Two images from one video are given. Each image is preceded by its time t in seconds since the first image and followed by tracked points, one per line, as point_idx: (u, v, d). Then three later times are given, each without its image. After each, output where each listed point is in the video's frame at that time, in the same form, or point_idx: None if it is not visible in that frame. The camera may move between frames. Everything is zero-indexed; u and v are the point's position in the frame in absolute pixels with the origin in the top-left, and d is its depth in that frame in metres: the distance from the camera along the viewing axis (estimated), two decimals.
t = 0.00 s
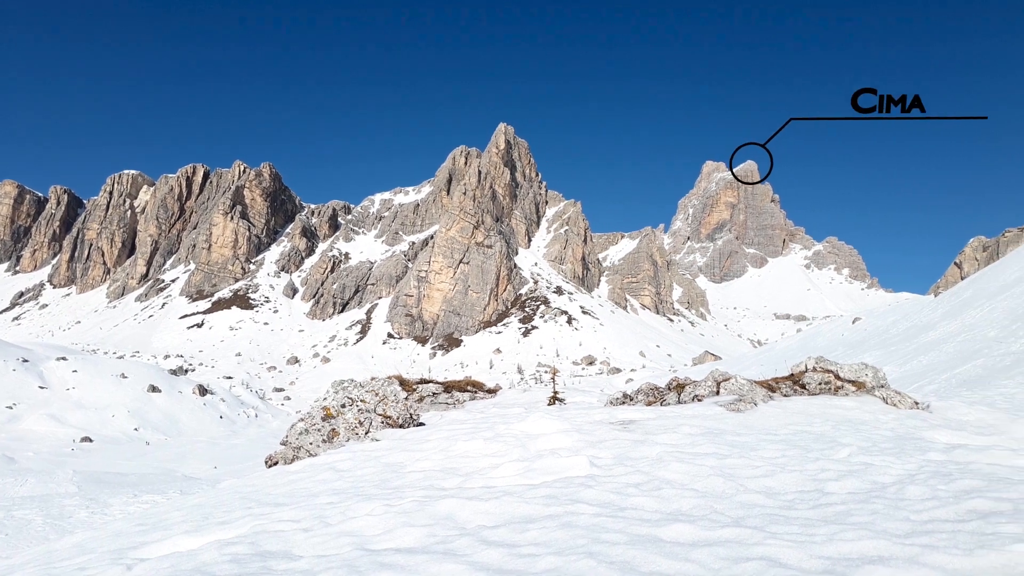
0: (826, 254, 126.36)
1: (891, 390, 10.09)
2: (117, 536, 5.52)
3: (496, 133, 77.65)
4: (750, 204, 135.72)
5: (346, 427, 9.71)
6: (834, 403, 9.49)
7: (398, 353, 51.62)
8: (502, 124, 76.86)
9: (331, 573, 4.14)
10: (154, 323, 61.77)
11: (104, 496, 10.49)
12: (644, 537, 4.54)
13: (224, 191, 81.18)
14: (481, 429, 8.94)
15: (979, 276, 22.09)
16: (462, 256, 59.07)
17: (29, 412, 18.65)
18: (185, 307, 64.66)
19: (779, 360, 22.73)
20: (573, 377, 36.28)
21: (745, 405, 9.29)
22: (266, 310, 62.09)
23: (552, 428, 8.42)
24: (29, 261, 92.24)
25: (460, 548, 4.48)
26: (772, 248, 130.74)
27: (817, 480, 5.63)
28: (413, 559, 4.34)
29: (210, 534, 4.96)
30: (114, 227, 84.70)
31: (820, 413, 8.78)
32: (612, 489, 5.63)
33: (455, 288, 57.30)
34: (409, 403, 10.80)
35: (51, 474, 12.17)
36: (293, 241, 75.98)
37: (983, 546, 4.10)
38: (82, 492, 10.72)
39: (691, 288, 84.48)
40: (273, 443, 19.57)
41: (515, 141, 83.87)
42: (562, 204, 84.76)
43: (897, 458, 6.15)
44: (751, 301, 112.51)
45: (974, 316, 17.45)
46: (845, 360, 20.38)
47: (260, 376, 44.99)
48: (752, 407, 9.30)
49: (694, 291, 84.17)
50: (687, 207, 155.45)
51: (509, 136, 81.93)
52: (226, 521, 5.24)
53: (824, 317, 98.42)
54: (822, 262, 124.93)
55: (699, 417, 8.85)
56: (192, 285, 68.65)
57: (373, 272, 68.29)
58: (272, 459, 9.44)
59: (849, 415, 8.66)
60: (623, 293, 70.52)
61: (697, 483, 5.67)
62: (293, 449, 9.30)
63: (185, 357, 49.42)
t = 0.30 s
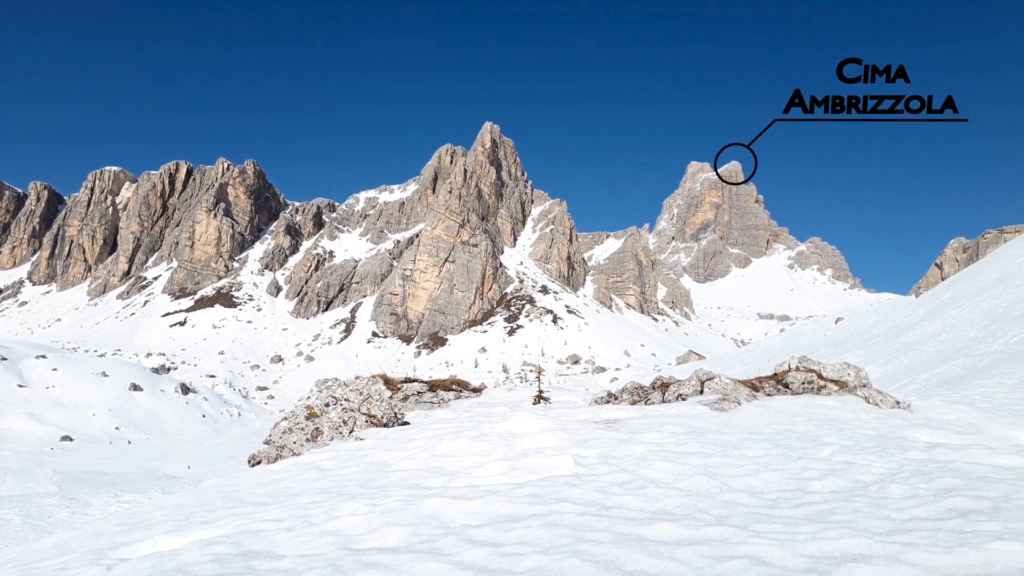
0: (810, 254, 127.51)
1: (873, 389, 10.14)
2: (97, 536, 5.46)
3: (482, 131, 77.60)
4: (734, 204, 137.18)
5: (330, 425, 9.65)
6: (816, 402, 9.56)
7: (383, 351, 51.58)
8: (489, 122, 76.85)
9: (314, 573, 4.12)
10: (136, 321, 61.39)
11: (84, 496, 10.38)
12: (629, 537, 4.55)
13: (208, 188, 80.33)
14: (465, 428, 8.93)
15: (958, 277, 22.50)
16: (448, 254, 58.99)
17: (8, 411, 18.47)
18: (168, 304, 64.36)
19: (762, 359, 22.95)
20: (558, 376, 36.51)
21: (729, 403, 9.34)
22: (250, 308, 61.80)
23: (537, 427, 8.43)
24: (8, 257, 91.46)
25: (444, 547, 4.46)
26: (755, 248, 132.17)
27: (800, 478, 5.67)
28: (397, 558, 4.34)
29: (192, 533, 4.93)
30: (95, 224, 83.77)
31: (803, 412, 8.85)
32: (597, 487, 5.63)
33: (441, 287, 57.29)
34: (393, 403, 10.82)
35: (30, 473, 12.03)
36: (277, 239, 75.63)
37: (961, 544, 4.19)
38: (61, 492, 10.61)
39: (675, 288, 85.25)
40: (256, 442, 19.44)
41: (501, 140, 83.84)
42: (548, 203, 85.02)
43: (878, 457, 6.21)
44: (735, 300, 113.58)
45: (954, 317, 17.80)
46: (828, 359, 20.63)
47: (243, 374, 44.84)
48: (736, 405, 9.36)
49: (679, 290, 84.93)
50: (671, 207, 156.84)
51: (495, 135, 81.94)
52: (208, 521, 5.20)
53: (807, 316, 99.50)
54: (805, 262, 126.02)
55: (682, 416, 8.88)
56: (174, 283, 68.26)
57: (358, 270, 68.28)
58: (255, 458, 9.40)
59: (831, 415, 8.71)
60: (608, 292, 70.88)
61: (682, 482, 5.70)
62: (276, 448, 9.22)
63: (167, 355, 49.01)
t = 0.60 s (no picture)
0: (794, 254, 127.92)
1: (856, 389, 10.19)
2: (77, 536, 5.39)
3: (468, 130, 77.52)
4: (719, 204, 138.70)
5: (314, 424, 9.59)
6: (799, 402, 9.61)
7: (367, 350, 51.54)
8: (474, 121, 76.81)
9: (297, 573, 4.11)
10: (117, 318, 61.00)
11: (63, 496, 10.28)
12: (614, 535, 4.56)
13: (191, 185, 79.49)
14: (450, 427, 8.91)
15: (938, 278, 22.91)
16: (433, 253, 58.99)
17: None
18: (150, 302, 63.99)
19: (746, 358, 23.18)
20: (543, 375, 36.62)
21: (713, 402, 9.37)
22: (233, 306, 61.49)
23: (522, 426, 8.43)
24: None
25: (429, 546, 4.47)
26: (740, 248, 133.25)
27: (783, 477, 5.70)
28: (381, 557, 4.33)
29: (174, 533, 4.89)
30: (76, 220, 83.01)
31: (786, 411, 8.90)
32: (581, 486, 5.64)
33: (426, 285, 57.28)
34: (378, 402, 10.83)
35: (9, 471, 11.88)
36: (261, 237, 75.16)
37: (941, 542, 4.24)
38: (42, 491, 10.50)
39: (660, 287, 85.98)
40: (239, 440, 19.32)
41: (487, 139, 83.84)
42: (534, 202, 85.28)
43: (861, 456, 6.25)
44: (719, 300, 114.75)
45: (935, 316, 18.18)
46: (812, 358, 20.88)
47: (226, 373, 44.69)
48: (720, 405, 9.39)
49: (663, 290, 85.69)
50: (657, 207, 158.41)
51: (481, 134, 81.92)
52: (190, 520, 5.16)
53: (790, 316, 100.60)
54: (789, 262, 126.76)
55: (667, 415, 8.93)
56: (156, 280, 67.83)
57: (342, 268, 68.15)
58: (238, 457, 9.41)
59: (814, 414, 8.77)
60: (593, 291, 71.18)
61: (666, 480, 5.72)
62: (259, 447, 9.21)
63: (149, 353, 48.67)
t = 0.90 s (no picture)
0: (777, 253, 128.89)
1: (837, 387, 10.30)
2: (55, 536, 5.32)
3: (453, 128, 77.39)
4: (704, 204, 140.61)
5: (297, 423, 9.55)
6: (782, 400, 9.69)
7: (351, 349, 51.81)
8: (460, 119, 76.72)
9: (279, 572, 4.08)
10: (98, 315, 60.60)
11: (43, 495, 10.21)
12: (598, 533, 4.57)
13: (174, 181, 78.59)
14: (434, 425, 8.88)
15: (918, 279, 23.33)
16: (418, 251, 59.04)
17: None
18: (132, 299, 63.60)
19: (729, 357, 23.47)
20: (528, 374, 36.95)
21: (697, 401, 9.43)
22: (216, 304, 61.14)
23: (506, 424, 8.42)
24: None
25: (413, 545, 4.46)
26: (724, 247, 135.46)
27: (765, 475, 5.74)
28: (364, 556, 4.31)
29: (155, 532, 4.85)
30: (57, 216, 82.04)
31: (769, 410, 8.97)
32: (565, 484, 5.66)
33: (411, 283, 57.40)
34: (362, 400, 10.74)
35: None
36: (245, 234, 74.51)
37: (921, 539, 4.28)
38: (21, 490, 10.40)
39: (644, 286, 86.86)
40: (223, 439, 19.29)
41: (473, 137, 83.81)
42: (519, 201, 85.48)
43: (843, 454, 6.30)
44: (704, 300, 115.45)
45: (915, 317, 18.63)
46: (795, 357, 21.19)
47: (208, 371, 44.54)
48: (704, 403, 9.45)
49: (647, 289, 86.56)
50: (642, 206, 160.65)
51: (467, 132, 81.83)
52: (171, 519, 5.12)
53: (773, 316, 101.64)
54: (772, 261, 127.97)
55: (651, 413, 8.97)
56: (138, 277, 67.26)
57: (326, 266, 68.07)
58: (220, 455, 9.34)
59: (797, 412, 8.84)
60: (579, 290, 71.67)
61: (650, 479, 5.73)
62: (242, 445, 9.18)
63: (130, 351, 48.48)
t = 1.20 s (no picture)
0: (760, 253, 133.41)
1: (819, 385, 10.39)
2: (34, 535, 5.26)
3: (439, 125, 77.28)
4: (688, 203, 145.21)
5: (280, 420, 9.49)
6: (764, 398, 9.75)
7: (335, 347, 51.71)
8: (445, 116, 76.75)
9: (260, 572, 4.05)
10: (79, 311, 60.30)
11: (20, 493, 10.05)
12: (581, 530, 4.58)
13: (156, 176, 77.67)
14: (419, 423, 8.85)
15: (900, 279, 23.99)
16: (403, 248, 59.18)
17: None
18: (113, 295, 63.23)
19: (713, 356, 24.12)
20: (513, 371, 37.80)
21: (680, 399, 9.48)
22: (198, 300, 60.76)
23: (491, 422, 8.43)
24: None
25: (396, 543, 4.45)
26: (708, 246, 140.10)
27: (748, 473, 5.78)
28: (346, 554, 4.30)
29: (136, 530, 4.82)
30: (36, 211, 80.81)
31: (752, 408, 9.01)
32: (550, 482, 5.66)
33: (396, 281, 57.57)
34: (345, 398, 10.67)
35: None
36: (227, 230, 73.98)
37: (902, 536, 4.33)
38: None
39: (628, 284, 88.45)
40: (205, 437, 19.23)
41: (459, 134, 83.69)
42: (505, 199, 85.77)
43: (824, 452, 6.36)
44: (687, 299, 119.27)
45: (897, 316, 19.18)
46: (778, 356, 21.78)
47: (191, 368, 44.55)
48: (687, 401, 9.51)
49: (632, 287, 88.23)
50: (626, 204, 165.11)
51: (453, 129, 81.90)
52: (154, 517, 5.09)
53: (756, 315, 105.86)
54: (755, 260, 132.67)
55: (634, 411, 9.00)
56: (119, 273, 66.80)
57: (311, 263, 68.35)
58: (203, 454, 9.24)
59: (780, 411, 8.89)
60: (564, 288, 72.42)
61: (634, 476, 5.76)
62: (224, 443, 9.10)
63: (111, 348, 48.03)
